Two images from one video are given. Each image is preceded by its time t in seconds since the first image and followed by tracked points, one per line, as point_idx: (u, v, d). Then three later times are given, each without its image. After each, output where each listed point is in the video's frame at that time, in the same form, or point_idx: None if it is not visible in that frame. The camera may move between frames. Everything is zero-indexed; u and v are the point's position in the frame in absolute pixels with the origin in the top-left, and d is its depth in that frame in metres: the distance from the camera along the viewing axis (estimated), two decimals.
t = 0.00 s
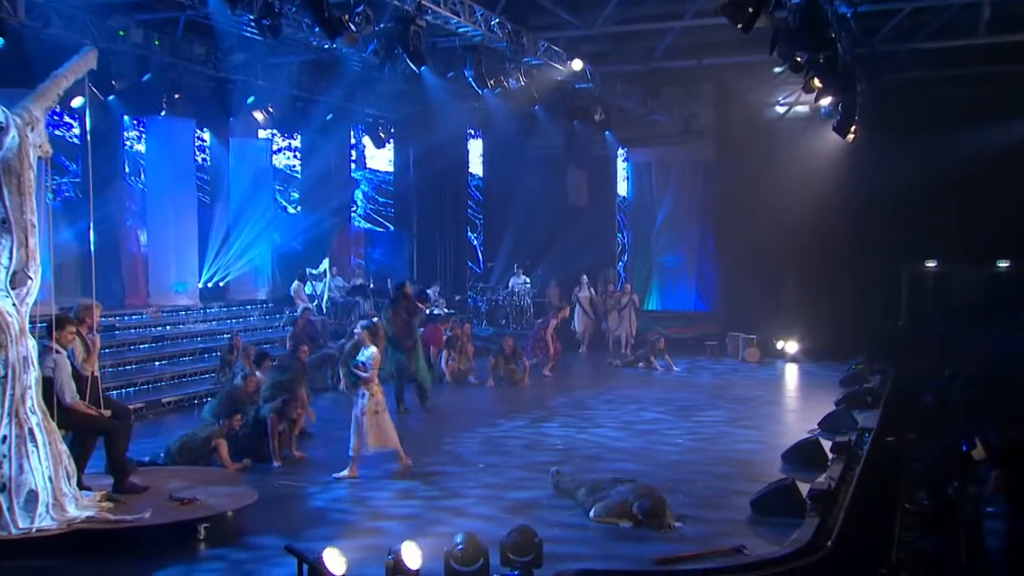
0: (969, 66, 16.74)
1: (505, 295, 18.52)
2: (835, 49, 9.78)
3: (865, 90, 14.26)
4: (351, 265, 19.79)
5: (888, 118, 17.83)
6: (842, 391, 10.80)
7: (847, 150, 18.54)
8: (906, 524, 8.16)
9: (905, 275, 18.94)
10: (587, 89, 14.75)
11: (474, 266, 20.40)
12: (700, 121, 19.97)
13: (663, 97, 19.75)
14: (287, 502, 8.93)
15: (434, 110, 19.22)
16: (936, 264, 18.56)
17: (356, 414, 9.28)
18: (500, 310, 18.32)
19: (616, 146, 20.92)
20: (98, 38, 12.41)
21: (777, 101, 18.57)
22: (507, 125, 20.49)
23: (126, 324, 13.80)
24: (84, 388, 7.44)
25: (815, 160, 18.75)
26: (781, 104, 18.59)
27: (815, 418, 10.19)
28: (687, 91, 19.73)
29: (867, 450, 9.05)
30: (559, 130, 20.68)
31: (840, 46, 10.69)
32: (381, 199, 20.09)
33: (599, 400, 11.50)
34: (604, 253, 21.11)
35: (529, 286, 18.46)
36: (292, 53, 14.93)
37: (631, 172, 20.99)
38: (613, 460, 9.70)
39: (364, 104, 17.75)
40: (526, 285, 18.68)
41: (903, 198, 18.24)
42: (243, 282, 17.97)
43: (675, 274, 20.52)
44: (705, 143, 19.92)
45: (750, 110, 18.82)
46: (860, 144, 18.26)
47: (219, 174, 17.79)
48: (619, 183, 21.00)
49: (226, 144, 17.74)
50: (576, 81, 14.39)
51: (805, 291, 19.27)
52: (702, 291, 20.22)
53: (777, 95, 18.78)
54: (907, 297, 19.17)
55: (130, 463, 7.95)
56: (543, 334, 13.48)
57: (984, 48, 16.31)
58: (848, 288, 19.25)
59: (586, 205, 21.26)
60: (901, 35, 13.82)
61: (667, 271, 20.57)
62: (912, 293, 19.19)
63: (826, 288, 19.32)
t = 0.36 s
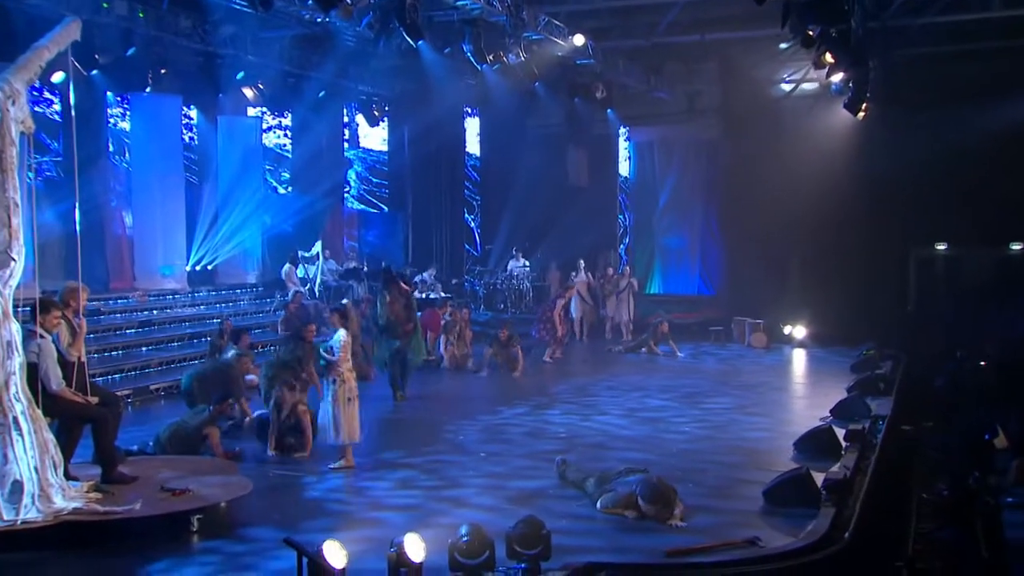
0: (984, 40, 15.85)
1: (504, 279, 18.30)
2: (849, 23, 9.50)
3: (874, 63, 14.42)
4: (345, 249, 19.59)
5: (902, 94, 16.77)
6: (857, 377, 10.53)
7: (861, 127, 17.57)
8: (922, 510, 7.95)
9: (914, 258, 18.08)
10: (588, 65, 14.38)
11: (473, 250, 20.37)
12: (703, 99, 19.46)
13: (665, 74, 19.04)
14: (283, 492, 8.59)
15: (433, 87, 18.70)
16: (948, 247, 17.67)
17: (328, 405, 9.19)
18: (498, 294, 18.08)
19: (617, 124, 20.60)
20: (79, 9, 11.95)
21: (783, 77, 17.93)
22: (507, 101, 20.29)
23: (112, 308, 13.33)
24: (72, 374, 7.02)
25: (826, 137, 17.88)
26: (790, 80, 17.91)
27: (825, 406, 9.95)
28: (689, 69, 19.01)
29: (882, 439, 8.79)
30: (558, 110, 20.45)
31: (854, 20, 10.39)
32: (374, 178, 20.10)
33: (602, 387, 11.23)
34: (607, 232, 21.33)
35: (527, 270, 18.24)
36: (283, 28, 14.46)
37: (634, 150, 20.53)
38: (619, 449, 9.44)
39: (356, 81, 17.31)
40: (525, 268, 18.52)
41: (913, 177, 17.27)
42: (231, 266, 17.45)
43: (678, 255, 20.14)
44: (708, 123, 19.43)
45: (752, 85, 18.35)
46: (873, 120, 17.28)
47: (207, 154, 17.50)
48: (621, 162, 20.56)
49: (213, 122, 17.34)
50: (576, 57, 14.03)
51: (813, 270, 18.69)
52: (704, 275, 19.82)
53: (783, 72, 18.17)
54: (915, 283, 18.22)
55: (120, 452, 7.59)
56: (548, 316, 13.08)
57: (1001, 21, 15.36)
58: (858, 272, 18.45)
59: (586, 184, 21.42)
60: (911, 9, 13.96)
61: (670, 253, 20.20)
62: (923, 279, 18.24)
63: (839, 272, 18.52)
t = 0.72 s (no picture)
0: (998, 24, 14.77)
1: (503, 271, 18.05)
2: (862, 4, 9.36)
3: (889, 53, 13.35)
4: (338, 241, 19.54)
5: (910, 75, 15.97)
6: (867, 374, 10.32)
7: (880, 111, 16.68)
8: (940, 511, 8.01)
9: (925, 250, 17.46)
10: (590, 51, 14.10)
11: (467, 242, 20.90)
12: (706, 88, 19.35)
13: (668, 61, 18.48)
14: (279, 492, 8.25)
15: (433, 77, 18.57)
16: (957, 239, 17.05)
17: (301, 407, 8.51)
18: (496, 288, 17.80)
19: (618, 112, 20.69)
20: None
21: (787, 65, 17.25)
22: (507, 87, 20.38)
23: (97, 302, 12.93)
24: (59, 371, 6.64)
25: (833, 125, 17.34)
26: (793, 65, 17.32)
27: (836, 403, 9.73)
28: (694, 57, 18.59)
29: (897, 438, 8.58)
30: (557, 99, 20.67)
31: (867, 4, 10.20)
32: (368, 169, 20.05)
33: (605, 383, 10.97)
34: (606, 225, 21.29)
35: (527, 263, 18.24)
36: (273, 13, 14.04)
37: (635, 139, 20.87)
38: (625, 448, 9.18)
39: (350, 67, 16.90)
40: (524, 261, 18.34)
41: (921, 167, 16.70)
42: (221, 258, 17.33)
43: (683, 248, 20.52)
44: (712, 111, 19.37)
45: (758, 71, 17.86)
46: (886, 104, 16.48)
47: (195, 143, 17.06)
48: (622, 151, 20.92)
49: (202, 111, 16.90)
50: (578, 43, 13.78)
51: (819, 259, 18.18)
52: (709, 267, 20.16)
53: (787, 58, 17.41)
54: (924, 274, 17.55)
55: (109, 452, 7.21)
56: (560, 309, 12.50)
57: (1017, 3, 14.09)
58: (866, 262, 17.86)
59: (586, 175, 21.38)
60: None
61: (675, 245, 20.57)
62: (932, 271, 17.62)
63: (844, 261, 17.98)
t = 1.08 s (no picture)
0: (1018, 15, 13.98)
1: (501, 270, 17.75)
2: None
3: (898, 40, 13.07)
4: (330, 239, 19.08)
5: (922, 65, 15.60)
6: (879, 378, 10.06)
7: (889, 106, 16.65)
8: (961, 518, 7.59)
9: (933, 246, 17.63)
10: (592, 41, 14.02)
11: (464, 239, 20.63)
12: (709, 80, 18.71)
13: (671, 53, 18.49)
14: (273, 499, 7.83)
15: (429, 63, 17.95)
16: (968, 236, 17.30)
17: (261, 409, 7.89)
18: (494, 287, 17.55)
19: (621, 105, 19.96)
20: None
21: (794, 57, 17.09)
22: (505, 79, 20.06)
23: (79, 302, 12.48)
24: (44, 374, 6.28)
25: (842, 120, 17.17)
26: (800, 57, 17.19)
27: (848, 406, 9.45)
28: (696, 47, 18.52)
29: (915, 443, 8.30)
30: (559, 90, 20.16)
31: None
32: (361, 163, 19.68)
33: (609, 386, 10.65)
34: (608, 222, 20.57)
35: (526, 261, 17.72)
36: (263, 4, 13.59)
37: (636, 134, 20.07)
38: (632, 453, 8.86)
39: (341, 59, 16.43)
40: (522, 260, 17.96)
41: (930, 164, 16.67)
42: (207, 256, 17.01)
43: (685, 245, 19.31)
44: (715, 103, 18.60)
45: (763, 63, 17.56)
46: (897, 99, 16.41)
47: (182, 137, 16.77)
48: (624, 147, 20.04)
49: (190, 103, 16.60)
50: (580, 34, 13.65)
51: (827, 257, 18.02)
52: (712, 264, 18.95)
53: (794, 50, 17.30)
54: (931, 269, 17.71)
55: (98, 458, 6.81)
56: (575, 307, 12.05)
57: None
58: (875, 258, 17.91)
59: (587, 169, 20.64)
60: None
61: (676, 244, 19.38)
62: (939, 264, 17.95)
63: (852, 258, 17.96)
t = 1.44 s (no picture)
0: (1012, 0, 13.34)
1: (500, 271, 17.49)
2: None
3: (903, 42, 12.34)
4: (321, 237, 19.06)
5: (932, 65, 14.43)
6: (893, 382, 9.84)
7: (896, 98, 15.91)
8: (982, 529, 7.13)
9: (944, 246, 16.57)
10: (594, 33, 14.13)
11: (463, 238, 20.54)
12: (713, 74, 18.54)
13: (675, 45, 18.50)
14: (268, 506, 7.44)
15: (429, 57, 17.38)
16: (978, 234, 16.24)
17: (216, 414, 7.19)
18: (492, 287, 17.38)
19: (623, 100, 19.47)
20: None
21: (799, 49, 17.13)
22: (504, 69, 19.99)
23: (62, 302, 12.06)
24: (30, 377, 5.95)
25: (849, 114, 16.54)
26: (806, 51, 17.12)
27: (861, 409, 9.22)
28: (699, 39, 18.55)
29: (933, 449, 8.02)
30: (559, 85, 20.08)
31: None
32: (354, 159, 19.46)
33: (614, 389, 10.37)
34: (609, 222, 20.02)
35: (525, 260, 17.61)
36: None
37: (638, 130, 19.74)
38: (640, 460, 8.56)
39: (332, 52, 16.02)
40: (522, 259, 17.62)
41: (931, 162, 15.88)
42: (195, 256, 16.75)
43: (688, 244, 19.14)
44: (719, 97, 18.43)
45: (768, 55, 17.31)
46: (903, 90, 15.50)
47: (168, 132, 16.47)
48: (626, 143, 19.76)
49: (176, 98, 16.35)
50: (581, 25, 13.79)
51: (831, 258, 17.17)
52: (718, 268, 18.83)
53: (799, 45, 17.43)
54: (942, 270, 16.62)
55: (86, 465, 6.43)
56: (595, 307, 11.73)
57: None
58: (879, 259, 16.97)
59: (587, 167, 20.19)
60: None
61: (679, 242, 19.19)
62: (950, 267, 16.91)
63: (853, 259, 17.06)
